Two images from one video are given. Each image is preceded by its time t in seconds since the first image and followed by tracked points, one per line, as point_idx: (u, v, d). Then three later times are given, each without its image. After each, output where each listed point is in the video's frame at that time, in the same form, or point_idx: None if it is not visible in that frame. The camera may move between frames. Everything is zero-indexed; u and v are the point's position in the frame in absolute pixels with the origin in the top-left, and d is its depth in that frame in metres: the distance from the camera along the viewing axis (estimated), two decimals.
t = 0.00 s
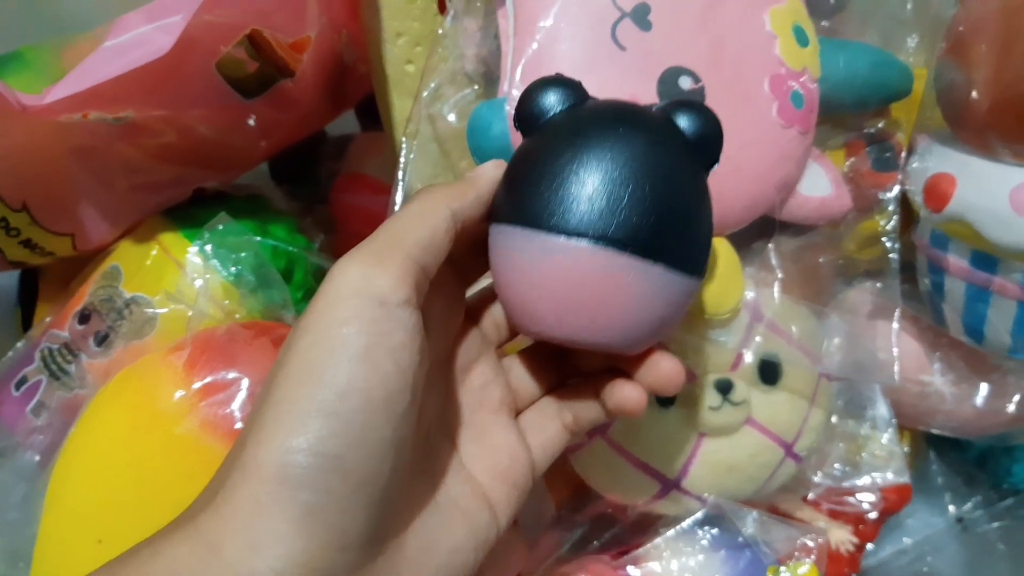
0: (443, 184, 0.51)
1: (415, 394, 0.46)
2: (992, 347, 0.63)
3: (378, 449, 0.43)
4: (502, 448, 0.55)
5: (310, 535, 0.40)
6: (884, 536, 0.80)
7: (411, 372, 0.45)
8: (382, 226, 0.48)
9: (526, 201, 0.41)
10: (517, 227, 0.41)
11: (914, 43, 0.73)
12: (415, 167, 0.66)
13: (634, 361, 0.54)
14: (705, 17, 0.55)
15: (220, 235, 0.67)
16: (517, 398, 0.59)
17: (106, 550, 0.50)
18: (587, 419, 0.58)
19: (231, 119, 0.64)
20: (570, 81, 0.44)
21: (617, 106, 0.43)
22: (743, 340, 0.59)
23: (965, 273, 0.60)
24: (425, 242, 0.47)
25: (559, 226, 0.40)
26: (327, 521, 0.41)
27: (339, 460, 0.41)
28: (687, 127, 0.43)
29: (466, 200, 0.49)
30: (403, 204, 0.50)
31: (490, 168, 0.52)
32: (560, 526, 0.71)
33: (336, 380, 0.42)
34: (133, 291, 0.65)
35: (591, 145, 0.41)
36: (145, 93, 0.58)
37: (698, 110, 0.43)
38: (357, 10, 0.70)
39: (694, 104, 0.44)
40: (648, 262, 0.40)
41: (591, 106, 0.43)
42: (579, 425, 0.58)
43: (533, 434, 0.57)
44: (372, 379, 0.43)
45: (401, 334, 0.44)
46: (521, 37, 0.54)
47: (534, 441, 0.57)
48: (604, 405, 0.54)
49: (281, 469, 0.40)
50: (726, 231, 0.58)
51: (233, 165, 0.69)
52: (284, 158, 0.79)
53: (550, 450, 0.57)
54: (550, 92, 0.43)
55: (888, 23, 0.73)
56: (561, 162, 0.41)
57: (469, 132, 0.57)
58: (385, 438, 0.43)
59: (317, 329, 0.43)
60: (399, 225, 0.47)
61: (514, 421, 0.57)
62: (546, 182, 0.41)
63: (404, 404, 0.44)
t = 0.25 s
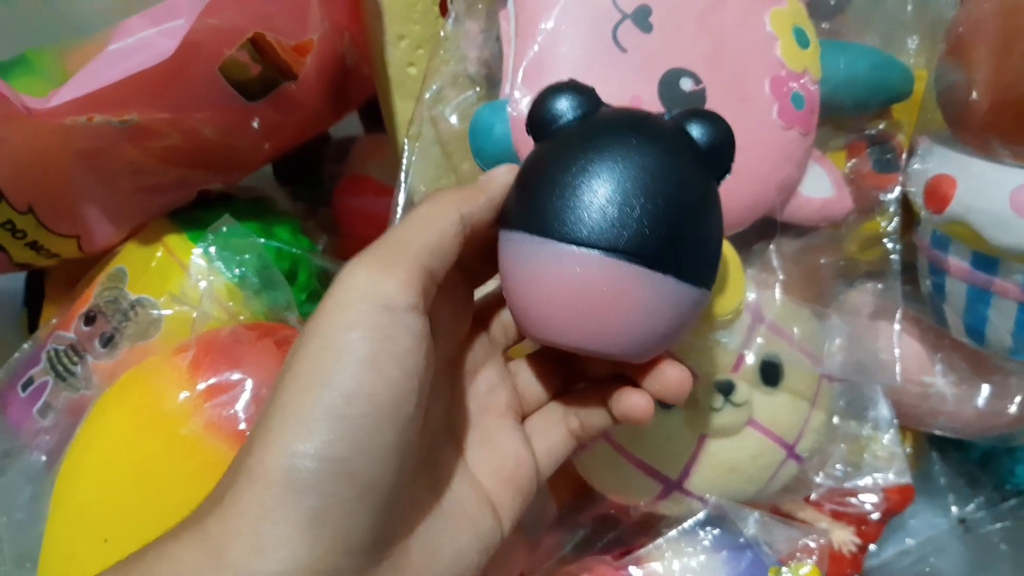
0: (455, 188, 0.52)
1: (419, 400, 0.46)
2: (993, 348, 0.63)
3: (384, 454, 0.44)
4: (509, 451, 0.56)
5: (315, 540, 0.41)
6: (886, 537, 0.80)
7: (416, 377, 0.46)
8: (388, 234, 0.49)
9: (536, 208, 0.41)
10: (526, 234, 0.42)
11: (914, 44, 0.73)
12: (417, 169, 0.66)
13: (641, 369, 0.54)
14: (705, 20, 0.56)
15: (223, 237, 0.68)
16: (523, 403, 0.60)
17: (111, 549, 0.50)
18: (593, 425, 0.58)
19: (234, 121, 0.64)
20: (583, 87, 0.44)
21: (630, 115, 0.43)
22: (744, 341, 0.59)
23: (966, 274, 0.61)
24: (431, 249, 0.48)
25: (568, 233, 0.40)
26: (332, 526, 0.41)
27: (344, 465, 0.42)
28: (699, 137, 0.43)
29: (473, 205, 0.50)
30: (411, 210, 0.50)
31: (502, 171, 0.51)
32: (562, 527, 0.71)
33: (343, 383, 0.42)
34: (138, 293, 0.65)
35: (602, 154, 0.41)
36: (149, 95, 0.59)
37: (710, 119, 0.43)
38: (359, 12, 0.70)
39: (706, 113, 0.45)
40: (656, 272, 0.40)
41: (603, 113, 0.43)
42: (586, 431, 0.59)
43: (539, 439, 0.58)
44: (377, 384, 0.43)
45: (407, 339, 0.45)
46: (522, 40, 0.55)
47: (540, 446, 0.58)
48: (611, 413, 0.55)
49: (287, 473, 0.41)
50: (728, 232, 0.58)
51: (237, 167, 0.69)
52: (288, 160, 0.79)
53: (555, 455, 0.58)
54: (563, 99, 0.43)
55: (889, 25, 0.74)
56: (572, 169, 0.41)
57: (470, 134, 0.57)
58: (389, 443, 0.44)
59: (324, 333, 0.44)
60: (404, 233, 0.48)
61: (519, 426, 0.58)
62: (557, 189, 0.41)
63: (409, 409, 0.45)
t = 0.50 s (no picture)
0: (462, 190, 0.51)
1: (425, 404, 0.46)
2: (993, 348, 0.63)
3: (388, 459, 0.44)
4: (515, 458, 0.56)
5: (316, 544, 0.41)
6: (886, 536, 0.80)
7: (421, 381, 0.45)
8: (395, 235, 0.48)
9: (544, 212, 0.41)
10: (532, 239, 0.42)
11: (913, 44, 0.73)
12: (416, 170, 0.66)
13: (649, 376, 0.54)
14: (704, 20, 0.55)
15: (222, 238, 0.67)
16: (528, 410, 0.59)
17: (110, 551, 0.50)
18: (599, 432, 0.58)
19: (233, 122, 0.64)
20: (589, 92, 0.44)
21: (637, 120, 0.43)
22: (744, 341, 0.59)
23: (965, 274, 0.61)
24: (437, 252, 0.47)
25: (575, 238, 0.40)
26: (334, 530, 0.42)
27: (348, 470, 0.42)
28: (705, 142, 0.43)
29: (478, 210, 0.48)
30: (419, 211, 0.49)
31: (508, 176, 0.50)
32: (562, 527, 0.71)
33: (347, 389, 0.42)
34: (137, 294, 0.65)
35: (610, 158, 0.41)
36: (146, 95, 0.59)
37: (717, 124, 0.43)
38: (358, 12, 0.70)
39: (712, 118, 0.45)
40: (663, 277, 0.40)
41: (609, 117, 0.43)
42: (592, 438, 0.58)
43: (544, 446, 0.58)
44: (382, 390, 0.43)
45: (412, 343, 0.45)
46: (521, 40, 0.55)
47: (545, 453, 0.58)
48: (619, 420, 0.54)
49: (289, 478, 0.41)
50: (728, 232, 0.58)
51: (236, 168, 0.69)
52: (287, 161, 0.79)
53: (561, 462, 0.58)
54: (570, 103, 0.43)
55: (888, 25, 0.74)
56: (580, 173, 0.41)
57: (469, 134, 0.57)
58: (393, 449, 0.44)
59: (328, 337, 0.43)
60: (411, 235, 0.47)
61: (524, 433, 0.58)
62: (564, 194, 0.41)
63: (414, 414, 0.45)
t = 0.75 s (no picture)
0: (479, 207, 0.51)
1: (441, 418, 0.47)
2: (994, 346, 0.63)
3: (404, 474, 0.45)
4: (519, 472, 0.57)
5: (333, 557, 0.41)
6: (886, 535, 0.80)
7: (438, 397, 0.46)
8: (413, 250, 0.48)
9: (559, 231, 0.41)
10: (546, 256, 0.41)
11: (914, 41, 0.73)
12: (416, 166, 0.65)
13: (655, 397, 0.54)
14: (705, 16, 0.55)
15: (222, 236, 0.67)
16: (534, 425, 0.60)
17: (110, 551, 0.50)
18: (604, 450, 0.58)
19: (232, 120, 0.64)
20: (608, 113, 0.45)
21: (656, 144, 0.43)
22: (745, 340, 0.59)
23: (966, 272, 0.61)
24: (454, 269, 0.47)
25: (589, 259, 0.40)
26: (350, 544, 0.42)
27: (366, 485, 0.43)
28: (724, 169, 0.43)
29: (496, 225, 0.48)
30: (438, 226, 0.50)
31: (525, 194, 0.50)
32: (563, 526, 0.71)
33: (367, 404, 0.43)
34: (137, 292, 0.65)
35: (629, 181, 0.41)
36: (147, 94, 0.59)
37: (736, 152, 0.43)
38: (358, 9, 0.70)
39: (731, 145, 0.45)
40: (675, 303, 0.40)
41: (629, 139, 0.43)
42: (596, 457, 0.58)
43: (549, 463, 0.59)
44: (400, 405, 0.44)
45: (430, 359, 0.45)
46: (522, 37, 0.54)
47: (550, 469, 0.59)
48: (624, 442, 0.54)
49: (309, 492, 0.42)
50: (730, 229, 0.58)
51: (235, 165, 0.69)
52: (287, 157, 0.80)
53: (565, 479, 0.59)
54: (590, 124, 0.43)
55: (889, 22, 0.73)
56: (598, 194, 0.41)
57: (469, 131, 0.57)
58: (411, 464, 0.45)
59: (348, 351, 0.44)
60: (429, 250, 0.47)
61: (529, 449, 0.58)
62: (581, 215, 0.41)
63: (430, 430, 0.46)
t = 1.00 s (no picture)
0: (489, 220, 0.51)
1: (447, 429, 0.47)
2: (993, 348, 0.63)
3: (411, 486, 0.45)
4: (521, 484, 0.57)
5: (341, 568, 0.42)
6: (886, 537, 0.80)
7: (445, 410, 0.46)
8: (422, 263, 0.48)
9: (568, 247, 0.41)
10: (554, 271, 0.41)
11: (913, 44, 0.73)
12: (415, 170, 0.66)
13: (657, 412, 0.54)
14: (703, 20, 0.55)
15: (221, 240, 0.67)
16: (537, 436, 0.60)
17: (108, 554, 0.50)
18: (606, 463, 0.58)
19: (232, 124, 0.64)
20: (618, 128, 0.45)
21: (666, 162, 0.43)
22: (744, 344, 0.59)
23: (965, 274, 0.61)
24: (463, 282, 0.47)
25: (598, 275, 0.40)
26: (357, 554, 0.43)
27: (374, 497, 0.43)
28: (732, 187, 0.43)
29: (507, 238, 0.48)
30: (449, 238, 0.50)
31: (535, 207, 0.50)
32: (561, 529, 0.71)
33: (375, 417, 0.43)
34: (136, 296, 0.65)
35: (638, 198, 0.41)
36: (146, 98, 0.58)
37: (744, 170, 0.43)
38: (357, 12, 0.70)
39: (739, 162, 0.45)
40: (682, 321, 0.40)
41: (639, 156, 0.43)
42: (598, 469, 0.58)
43: (551, 474, 0.59)
44: (408, 418, 0.44)
45: (439, 372, 0.45)
46: (521, 41, 0.54)
47: (552, 481, 0.59)
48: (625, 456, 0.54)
49: (316, 504, 0.42)
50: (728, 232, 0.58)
51: (235, 169, 0.69)
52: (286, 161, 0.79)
53: (566, 491, 0.59)
54: (600, 139, 0.43)
55: (888, 24, 0.74)
56: (608, 211, 0.41)
57: (469, 135, 0.57)
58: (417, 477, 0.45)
59: (357, 363, 0.44)
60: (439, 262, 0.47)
61: (532, 460, 0.58)
62: (591, 231, 0.41)
63: (437, 442, 0.46)
